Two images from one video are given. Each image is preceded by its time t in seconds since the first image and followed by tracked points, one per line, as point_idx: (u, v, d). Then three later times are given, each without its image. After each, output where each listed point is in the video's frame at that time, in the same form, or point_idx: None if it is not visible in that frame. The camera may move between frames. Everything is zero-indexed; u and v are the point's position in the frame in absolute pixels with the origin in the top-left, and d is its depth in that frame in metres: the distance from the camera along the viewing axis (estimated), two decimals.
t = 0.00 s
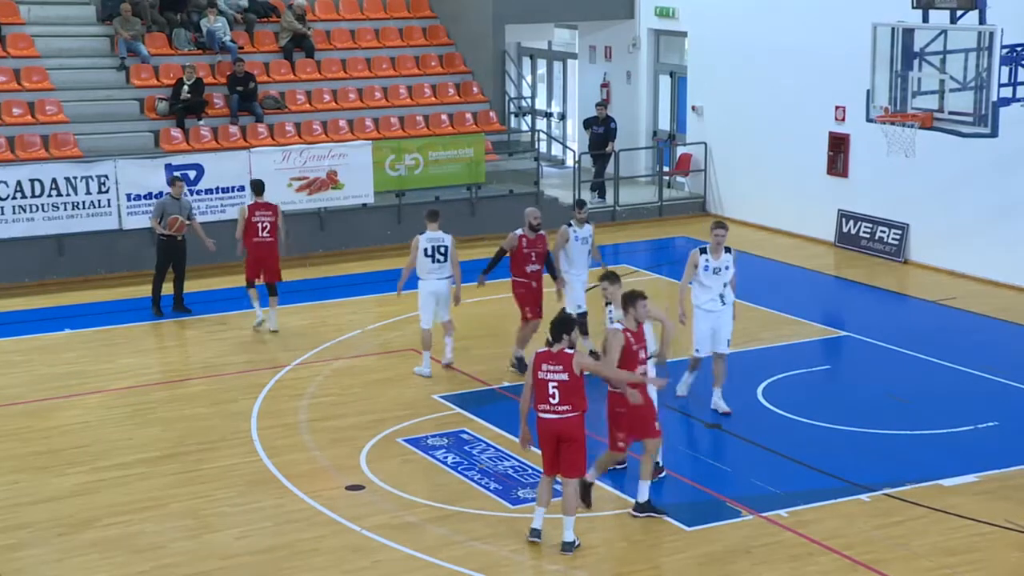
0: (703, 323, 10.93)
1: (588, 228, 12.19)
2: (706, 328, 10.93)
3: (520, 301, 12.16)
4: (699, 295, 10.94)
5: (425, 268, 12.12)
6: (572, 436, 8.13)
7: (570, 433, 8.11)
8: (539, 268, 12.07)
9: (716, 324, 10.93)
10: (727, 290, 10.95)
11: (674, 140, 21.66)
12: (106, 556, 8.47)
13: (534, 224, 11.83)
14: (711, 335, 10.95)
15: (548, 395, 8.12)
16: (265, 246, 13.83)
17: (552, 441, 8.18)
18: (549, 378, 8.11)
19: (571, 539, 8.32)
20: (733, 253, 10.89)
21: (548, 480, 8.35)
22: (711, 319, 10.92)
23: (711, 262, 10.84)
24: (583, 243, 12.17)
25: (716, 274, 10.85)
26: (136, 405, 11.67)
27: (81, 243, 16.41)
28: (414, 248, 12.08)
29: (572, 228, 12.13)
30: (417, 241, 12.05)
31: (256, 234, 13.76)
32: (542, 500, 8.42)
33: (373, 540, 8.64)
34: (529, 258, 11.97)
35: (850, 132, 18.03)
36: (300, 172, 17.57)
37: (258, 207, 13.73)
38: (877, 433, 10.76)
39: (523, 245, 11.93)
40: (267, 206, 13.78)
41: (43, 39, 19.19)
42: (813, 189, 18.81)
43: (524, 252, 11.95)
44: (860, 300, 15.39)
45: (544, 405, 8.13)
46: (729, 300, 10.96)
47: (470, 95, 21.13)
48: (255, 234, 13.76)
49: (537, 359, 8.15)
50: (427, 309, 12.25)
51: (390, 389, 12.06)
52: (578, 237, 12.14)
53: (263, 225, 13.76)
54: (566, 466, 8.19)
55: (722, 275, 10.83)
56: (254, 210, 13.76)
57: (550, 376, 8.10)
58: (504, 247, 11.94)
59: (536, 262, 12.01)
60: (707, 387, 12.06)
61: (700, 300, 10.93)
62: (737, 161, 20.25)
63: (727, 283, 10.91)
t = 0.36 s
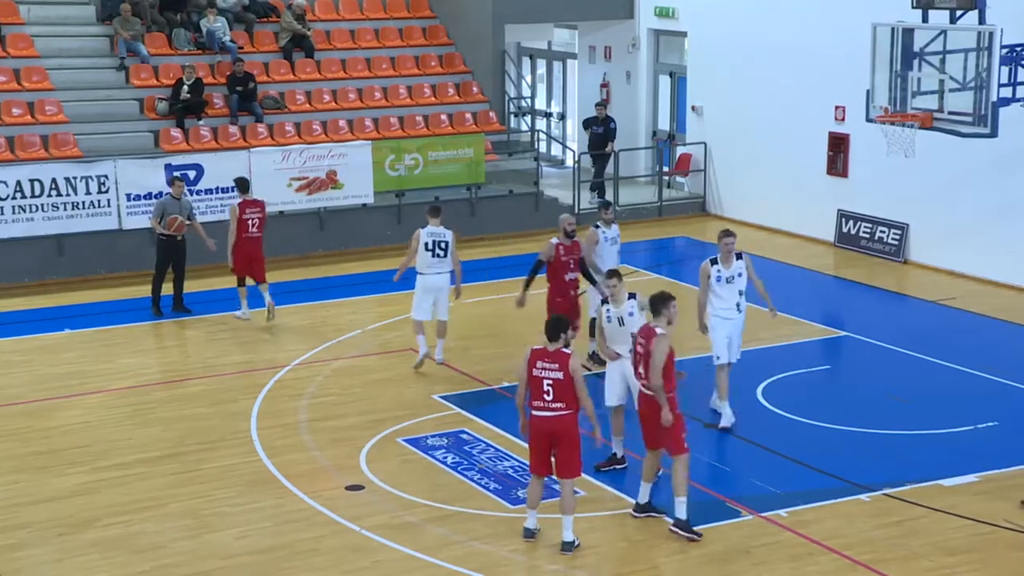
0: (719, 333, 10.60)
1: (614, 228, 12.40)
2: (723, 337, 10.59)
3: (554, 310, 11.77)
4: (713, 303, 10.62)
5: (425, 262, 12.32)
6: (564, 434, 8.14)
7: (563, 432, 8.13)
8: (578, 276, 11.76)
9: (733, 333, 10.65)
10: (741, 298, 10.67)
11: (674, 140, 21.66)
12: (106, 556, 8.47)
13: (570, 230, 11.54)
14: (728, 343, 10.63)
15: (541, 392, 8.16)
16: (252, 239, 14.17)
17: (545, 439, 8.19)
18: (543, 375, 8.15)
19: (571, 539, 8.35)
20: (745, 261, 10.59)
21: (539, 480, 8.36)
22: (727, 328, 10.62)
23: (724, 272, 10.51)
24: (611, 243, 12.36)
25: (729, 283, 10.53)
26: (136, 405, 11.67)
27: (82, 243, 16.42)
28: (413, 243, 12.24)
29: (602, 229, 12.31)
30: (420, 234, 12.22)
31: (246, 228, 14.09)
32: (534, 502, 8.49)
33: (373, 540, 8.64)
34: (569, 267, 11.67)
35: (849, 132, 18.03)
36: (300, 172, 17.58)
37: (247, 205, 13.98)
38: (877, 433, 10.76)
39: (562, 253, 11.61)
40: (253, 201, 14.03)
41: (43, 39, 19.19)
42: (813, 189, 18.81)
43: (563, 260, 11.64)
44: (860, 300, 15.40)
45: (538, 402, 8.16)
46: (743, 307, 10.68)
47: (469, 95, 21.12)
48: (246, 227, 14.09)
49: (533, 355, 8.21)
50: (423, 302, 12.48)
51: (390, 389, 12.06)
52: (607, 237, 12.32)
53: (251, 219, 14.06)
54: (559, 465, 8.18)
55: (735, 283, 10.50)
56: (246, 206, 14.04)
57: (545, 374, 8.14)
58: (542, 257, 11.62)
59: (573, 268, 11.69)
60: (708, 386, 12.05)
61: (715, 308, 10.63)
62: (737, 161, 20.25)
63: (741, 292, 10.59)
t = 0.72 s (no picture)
0: (733, 339, 10.57)
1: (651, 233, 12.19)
2: (740, 343, 10.57)
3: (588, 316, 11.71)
4: (726, 310, 10.59)
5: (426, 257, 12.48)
6: (553, 429, 8.21)
7: (553, 427, 8.20)
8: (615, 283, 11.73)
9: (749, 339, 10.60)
10: (754, 303, 10.63)
11: (674, 141, 21.65)
12: (106, 556, 8.47)
13: (610, 235, 11.47)
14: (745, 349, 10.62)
15: (531, 389, 8.21)
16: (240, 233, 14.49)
17: (534, 435, 8.25)
18: (532, 372, 8.20)
19: (568, 532, 8.42)
20: (756, 265, 10.58)
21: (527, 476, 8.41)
22: (742, 334, 10.58)
23: (734, 278, 10.50)
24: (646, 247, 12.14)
25: (740, 289, 10.54)
26: (136, 405, 11.67)
27: (82, 243, 16.43)
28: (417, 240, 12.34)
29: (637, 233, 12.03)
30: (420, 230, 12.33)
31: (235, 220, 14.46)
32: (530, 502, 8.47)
33: (373, 540, 8.64)
34: (608, 273, 11.63)
35: (849, 132, 18.03)
36: (300, 173, 17.59)
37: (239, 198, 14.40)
38: (878, 433, 10.76)
39: (602, 258, 11.55)
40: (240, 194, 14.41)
41: (42, 39, 19.19)
42: (812, 189, 18.81)
43: (603, 266, 11.59)
44: (859, 300, 15.40)
45: (527, 398, 8.22)
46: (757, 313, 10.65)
47: (469, 95, 21.12)
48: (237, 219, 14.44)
49: (519, 354, 8.27)
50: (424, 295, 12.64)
51: (390, 389, 12.07)
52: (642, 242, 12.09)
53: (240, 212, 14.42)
54: (550, 459, 8.26)
55: (747, 289, 10.52)
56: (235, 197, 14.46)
57: (534, 370, 8.20)
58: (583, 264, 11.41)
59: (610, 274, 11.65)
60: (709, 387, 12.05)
61: (727, 314, 10.58)
62: (736, 161, 20.25)
63: (753, 297, 10.59)
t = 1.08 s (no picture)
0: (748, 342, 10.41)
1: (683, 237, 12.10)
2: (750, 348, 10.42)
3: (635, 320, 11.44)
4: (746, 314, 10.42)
5: (422, 253, 12.73)
6: (551, 423, 8.33)
7: (551, 420, 8.32)
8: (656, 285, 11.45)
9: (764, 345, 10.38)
10: (775, 312, 10.35)
11: (674, 140, 21.65)
12: (106, 556, 8.47)
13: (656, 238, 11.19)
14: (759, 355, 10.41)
15: (527, 385, 8.28)
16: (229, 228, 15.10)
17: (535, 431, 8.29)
18: (528, 368, 8.28)
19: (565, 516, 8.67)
20: (779, 277, 10.23)
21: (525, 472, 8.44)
22: (757, 340, 10.39)
23: (753, 286, 10.30)
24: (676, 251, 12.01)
25: (758, 298, 10.31)
26: (135, 405, 11.67)
27: (81, 243, 16.42)
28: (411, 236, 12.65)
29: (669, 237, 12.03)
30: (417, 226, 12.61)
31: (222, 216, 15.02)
32: (530, 500, 8.50)
33: (372, 540, 8.64)
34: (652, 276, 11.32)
35: (849, 132, 18.03)
36: (300, 172, 17.59)
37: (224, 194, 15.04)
38: (877, 433, 10.76)
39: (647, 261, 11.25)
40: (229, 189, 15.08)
41: (42, 39, 19.19)
42: (812, 188, 18.80)
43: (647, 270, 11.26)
44: (859, 299, 15.40)
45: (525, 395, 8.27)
46: (775, 322, 10.36)
47: (469, 95, 21.12)
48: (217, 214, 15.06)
49: (512, 351, 8.30)
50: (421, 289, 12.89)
51: (390, 389, 12.07)
52: (672, 246, 12.01)
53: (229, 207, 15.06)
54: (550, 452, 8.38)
55: (762, 300, 10.28)
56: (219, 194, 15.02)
57: (530, 366, 8.28)
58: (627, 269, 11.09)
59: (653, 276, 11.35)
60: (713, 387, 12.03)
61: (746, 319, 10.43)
62: (736, 161, 20.25)
63: (771, 307, 10.31)
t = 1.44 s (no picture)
0: (761, 344, 10.40)
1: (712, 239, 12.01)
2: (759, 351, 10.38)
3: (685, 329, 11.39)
4: (763, 320, 10.41)
5: (424, 250, 12.75)
6: (555, 419, 8.39)
7: (554, 416, 8.38)
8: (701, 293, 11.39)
9: (776, 349, 10.36)
10: (790, 316, 10.33)
11: (674, 140, 21.65)
12: (106, 556, 8.46)
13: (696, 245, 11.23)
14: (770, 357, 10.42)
15: (531, 381, 8.33)
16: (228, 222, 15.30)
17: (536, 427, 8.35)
18: (533, 364, 8.33)
19: (553, 508, 8.90)
20: (789, 283, 10.17)
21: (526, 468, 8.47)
22: (767, 342, 10.38)
23: (766, 292, 10.27)
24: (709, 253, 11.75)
25: (770, 304, 10.29)
26: (135, 406, 11.67)
27: (82, 243, 16.41)
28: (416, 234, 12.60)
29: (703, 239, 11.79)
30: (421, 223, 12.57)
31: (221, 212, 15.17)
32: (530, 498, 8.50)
33: (372, 540, 8.64)
34: (696, 284, 11.29)
35: (849, 132, 18.02)
36: (300, 173, 17.61)
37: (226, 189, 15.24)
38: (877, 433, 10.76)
39: (688, 270, 11.23)
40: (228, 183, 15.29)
41: (42, 39, 19.19)
42: (813, 188, 18.79)
43: (692, 279, 11.25)
44: (859, 300, 15.40)
45: (528, 390, 8.32)
46: (790, 325, 10.35)
47: (469, 95, 21.11)
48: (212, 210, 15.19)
49: (519, 347, 8.39)
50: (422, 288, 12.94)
51: (389, 389, 12.06)
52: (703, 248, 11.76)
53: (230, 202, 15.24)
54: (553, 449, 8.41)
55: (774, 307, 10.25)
56: (218, 190, 15.23)
57: (535, 363, 8.33)
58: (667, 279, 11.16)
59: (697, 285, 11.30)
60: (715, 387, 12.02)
61: (761, 322, 10.46)
62: (736, 161, 20.24)
63: (785, 312, 10.29)
